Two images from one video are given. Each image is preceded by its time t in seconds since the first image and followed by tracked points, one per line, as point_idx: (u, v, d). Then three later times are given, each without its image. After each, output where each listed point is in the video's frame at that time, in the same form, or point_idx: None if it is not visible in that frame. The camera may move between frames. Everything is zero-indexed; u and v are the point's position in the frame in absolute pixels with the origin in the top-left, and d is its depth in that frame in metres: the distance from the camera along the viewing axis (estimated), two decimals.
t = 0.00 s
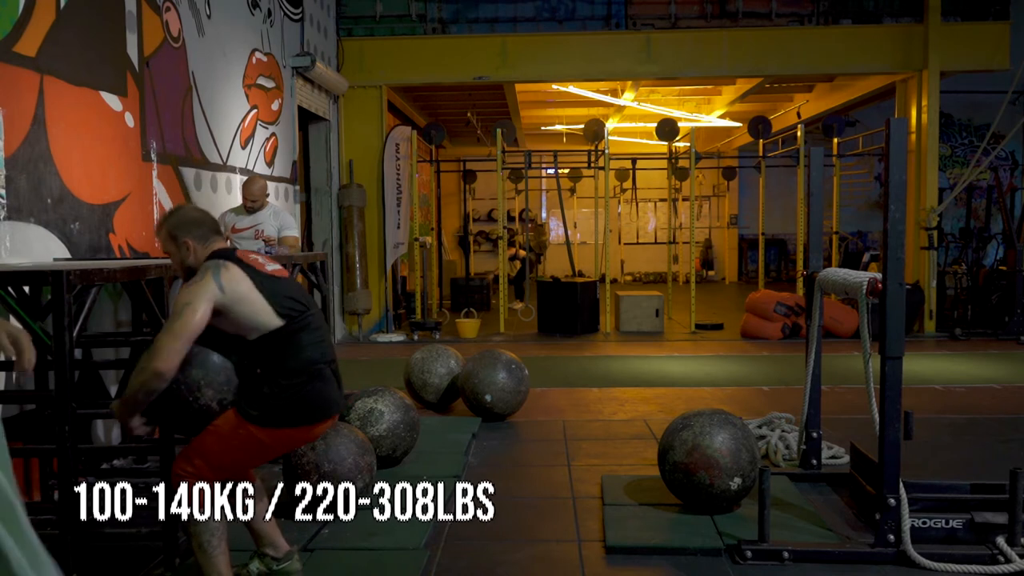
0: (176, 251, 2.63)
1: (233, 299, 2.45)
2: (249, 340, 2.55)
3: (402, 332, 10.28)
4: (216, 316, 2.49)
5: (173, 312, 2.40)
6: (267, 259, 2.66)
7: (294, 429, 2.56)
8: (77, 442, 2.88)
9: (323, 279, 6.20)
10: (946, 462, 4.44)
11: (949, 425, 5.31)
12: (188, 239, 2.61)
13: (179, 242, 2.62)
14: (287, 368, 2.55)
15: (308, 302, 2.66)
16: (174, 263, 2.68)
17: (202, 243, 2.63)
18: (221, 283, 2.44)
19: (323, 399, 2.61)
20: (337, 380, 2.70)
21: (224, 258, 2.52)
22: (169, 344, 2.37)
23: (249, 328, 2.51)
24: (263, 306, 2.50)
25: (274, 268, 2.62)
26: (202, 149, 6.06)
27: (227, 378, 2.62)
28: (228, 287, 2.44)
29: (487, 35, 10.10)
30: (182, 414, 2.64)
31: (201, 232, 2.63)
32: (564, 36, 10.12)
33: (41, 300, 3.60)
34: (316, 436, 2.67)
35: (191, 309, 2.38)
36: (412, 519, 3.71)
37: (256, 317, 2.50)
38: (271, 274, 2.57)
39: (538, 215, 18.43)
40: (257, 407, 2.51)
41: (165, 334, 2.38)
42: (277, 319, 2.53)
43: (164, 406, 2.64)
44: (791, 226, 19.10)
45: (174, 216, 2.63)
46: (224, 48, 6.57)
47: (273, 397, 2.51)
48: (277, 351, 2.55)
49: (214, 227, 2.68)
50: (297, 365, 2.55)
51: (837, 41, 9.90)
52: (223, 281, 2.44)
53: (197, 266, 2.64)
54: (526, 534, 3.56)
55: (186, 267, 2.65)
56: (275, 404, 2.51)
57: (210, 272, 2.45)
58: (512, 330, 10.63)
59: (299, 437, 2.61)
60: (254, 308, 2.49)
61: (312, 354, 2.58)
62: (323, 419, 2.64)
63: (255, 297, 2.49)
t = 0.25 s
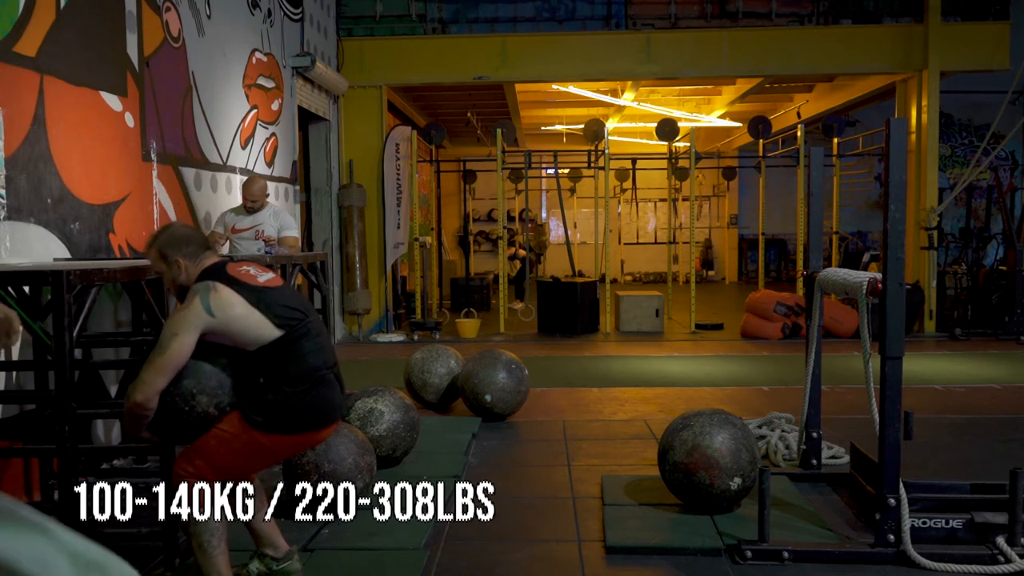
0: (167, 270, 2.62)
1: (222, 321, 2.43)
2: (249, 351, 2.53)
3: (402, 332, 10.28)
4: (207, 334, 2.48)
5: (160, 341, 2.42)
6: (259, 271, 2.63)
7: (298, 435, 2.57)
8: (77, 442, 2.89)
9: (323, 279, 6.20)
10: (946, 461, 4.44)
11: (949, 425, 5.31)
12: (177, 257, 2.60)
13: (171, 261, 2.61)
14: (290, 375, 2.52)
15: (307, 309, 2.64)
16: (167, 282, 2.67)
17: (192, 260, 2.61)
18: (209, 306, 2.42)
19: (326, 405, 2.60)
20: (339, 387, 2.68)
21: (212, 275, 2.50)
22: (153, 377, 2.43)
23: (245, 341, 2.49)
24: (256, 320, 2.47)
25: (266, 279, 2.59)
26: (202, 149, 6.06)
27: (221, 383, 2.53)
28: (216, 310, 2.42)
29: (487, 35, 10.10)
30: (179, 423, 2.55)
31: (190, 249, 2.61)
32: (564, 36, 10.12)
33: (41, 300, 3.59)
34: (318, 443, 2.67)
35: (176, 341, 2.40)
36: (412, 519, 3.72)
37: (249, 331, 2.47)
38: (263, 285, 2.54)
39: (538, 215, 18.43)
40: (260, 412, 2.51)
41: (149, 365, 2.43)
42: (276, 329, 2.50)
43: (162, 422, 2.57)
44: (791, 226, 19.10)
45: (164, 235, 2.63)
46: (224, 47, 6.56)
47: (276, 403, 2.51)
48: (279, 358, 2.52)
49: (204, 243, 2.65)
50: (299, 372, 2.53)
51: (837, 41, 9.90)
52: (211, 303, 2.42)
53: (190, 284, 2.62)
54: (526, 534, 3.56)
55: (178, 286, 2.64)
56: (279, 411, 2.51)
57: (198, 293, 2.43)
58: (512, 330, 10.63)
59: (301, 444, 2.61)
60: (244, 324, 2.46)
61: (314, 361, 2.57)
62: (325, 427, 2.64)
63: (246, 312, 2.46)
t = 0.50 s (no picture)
0: (171, 271, 2.61)
1: (227, 313, 2.43)
2: (247, 351, 2.53)
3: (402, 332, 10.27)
4: (208, 329, 2.47)
5: (165, 332, 2.41)
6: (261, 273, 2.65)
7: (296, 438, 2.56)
8: (77, 442, 2.88)
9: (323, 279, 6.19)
10: (945, 461, 4.45)
11: (949, 425, 5.31)
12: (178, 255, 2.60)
13: (175, 262, 2.61)
14: (288, 376, 2.52)
15: (306, 310, 2.65)
16: (168, 285, 2.66)
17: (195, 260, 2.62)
18: (213, 296, 2.42)
19: (324, 407, 2.59)
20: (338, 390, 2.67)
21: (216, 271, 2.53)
22: (157, 370, 2.41)
23: (246, 338, 2.48)
24: (258, 316, 2.48)
25: (268, 279, 2.61)
26: (202, 149, 6.06)
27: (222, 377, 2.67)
28: (218, 301, 2.42)
29: (488, 35, 10.10)
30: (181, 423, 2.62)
31: (192, 247, 2.61)
32: (564, 36, 10.12)
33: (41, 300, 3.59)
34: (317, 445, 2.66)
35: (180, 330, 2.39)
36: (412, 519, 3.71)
37: (251, 327, 2.47)
38: (266, 285, 2.57)
39: (538, 215, 18.43)
40: (258, 414, 2.50)
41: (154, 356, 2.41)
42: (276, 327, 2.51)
43: (162, 423, 2.61)
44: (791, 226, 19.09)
45: (169, 237, 2.63)
46: (224, 47, 6.56)
47: (274, 404, 2.50)
48: (279, 358, 2.52)
49: (208, 245, 2.66)
50: (298, 373, 2.53)
51: (837, 41, 9.90)
52: (215, 294, 2.43)
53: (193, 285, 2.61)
54: (526, 534, 3.56)
55: (180, 287, 2.63)
56: (277, 412, 2.50)
57: (203, 286, 2.44)
58: (512, 330, 10.63)
59: (301, 445, 2.61)
60: (247, 320, 2.46)
61: (313, 362, 2.57)
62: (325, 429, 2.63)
63: (250, 307, 2.47)
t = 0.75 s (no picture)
0: (169, 272, 2.60)
1: (225, 318, 2.42)
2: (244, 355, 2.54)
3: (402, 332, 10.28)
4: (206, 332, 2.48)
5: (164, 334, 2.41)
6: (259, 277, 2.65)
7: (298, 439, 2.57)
8: (77, 442, 2.88)
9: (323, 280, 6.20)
10: (945, 461, 4.45)
11: (949, 425, 5.31)
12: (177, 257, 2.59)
13: (174, 264, 2.60)
14: (289, 376, 2.53)
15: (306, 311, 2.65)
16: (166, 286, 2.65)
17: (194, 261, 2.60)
18: (212, 300, 2.42)
19: (325, 408, 2.59)
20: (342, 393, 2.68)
21: (216, 274, 2.52)
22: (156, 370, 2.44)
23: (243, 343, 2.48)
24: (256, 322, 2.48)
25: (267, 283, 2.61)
26: (202, 149, 6.06)
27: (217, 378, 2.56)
28: (215, 305, 2.42)
29: (488, 35, 10.10)
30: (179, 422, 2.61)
31: (192, 250, 2.60)
32: (564, 36, 10.12)
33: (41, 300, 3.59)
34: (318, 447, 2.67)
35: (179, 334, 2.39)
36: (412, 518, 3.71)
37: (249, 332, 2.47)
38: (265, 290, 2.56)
39: (538, 215, 18.44)
40: (260, 415, 2.51)
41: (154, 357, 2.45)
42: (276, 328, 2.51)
43: (163, 419, 2.63)
44: (791, 226, 19.09)
45: (171, 238, 2.62)
46: (224, 48, 6.56)
47: (275, 404, 2.51)
48: (279, 359, 2.53)
49: (211, 249, 2.65)
50: (299, 373, 2.54)
51: (837, 41, 9.90)
52: (213, 297, 2.43)
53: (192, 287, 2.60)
54: (526, 535, 3.56)
55: (178, 289, 2.62)
56: (279, 413, 2.51)
57: (203, 289, 2.44)
58: (512, 330, 10.63)
59: (302, 446, 2.61)
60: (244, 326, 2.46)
61: (313, 363, 2.58)
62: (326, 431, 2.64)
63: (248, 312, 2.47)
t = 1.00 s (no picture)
0: (179, 253, 2.60)
1: (235, 312, 2.44)
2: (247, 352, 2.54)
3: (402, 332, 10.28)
4: (214, 325, 2.47)
5: (173, 324, 2.41)
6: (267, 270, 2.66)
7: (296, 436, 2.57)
8: (77, 442, 2.88)
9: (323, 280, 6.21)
10: (945, 461, 4.45)
11: (949, 425, 5.31)
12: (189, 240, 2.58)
13: (184, 244, 2.60)
14: (286, 374, 2.53)
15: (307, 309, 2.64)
16: (171, 266, 2.64)
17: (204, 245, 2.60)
18: (222, 293, 2.43)
19: (322, 405, 2.58)
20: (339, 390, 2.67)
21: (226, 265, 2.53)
22: (164, 363, 2.41)
23: (247, 339, 2.49)
24: (263, 319, 2.49)
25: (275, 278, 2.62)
26: (202, 149, 6.06)
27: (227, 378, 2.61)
28: (226, 298, 2.43)
29: (487, 35, 10.10)
30: (182, 422, 2.61)
31: (204, 234, 2.60)
32: (564, 36, 10.12)
33: (41, 300, 3.58)
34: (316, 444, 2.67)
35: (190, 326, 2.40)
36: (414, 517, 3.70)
37: (255, 329, 2.48)
38: (272, 284, 2.56)
39: (538, 215, 18.44)
40: (258, 412, 2.51)
41: (162, 350, 2.41)
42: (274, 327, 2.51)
43: (166, 420, 2.61)
44: (791, 225, 19.09)
45: (185, 218, 2.61)
46: (224, 48, 6.57)
47: (272, 402, 2.51)
48: (276, 358, 2.52)
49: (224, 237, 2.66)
50: (296, 371, 2.53)
51: (837, 41, 9.90)
52: (224, 290, 2.44)
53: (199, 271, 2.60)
54: (526, 534, 3.56)
55: (184, 269, 2.62)
56: (275, 412, 2.51)
57: (214, 280, 2.44)
58: (512, 330, 10.63)
59: (301, 444, 2.61)
60: (251, 322, 2.47)
61: (311, 360, 2.57)
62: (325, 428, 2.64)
63: (256, 308, 2.48)
